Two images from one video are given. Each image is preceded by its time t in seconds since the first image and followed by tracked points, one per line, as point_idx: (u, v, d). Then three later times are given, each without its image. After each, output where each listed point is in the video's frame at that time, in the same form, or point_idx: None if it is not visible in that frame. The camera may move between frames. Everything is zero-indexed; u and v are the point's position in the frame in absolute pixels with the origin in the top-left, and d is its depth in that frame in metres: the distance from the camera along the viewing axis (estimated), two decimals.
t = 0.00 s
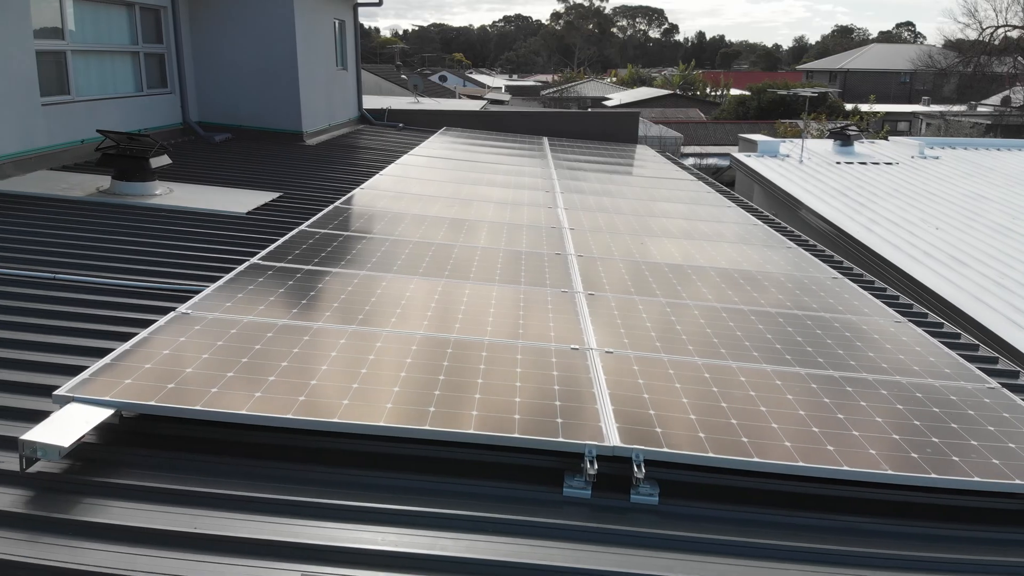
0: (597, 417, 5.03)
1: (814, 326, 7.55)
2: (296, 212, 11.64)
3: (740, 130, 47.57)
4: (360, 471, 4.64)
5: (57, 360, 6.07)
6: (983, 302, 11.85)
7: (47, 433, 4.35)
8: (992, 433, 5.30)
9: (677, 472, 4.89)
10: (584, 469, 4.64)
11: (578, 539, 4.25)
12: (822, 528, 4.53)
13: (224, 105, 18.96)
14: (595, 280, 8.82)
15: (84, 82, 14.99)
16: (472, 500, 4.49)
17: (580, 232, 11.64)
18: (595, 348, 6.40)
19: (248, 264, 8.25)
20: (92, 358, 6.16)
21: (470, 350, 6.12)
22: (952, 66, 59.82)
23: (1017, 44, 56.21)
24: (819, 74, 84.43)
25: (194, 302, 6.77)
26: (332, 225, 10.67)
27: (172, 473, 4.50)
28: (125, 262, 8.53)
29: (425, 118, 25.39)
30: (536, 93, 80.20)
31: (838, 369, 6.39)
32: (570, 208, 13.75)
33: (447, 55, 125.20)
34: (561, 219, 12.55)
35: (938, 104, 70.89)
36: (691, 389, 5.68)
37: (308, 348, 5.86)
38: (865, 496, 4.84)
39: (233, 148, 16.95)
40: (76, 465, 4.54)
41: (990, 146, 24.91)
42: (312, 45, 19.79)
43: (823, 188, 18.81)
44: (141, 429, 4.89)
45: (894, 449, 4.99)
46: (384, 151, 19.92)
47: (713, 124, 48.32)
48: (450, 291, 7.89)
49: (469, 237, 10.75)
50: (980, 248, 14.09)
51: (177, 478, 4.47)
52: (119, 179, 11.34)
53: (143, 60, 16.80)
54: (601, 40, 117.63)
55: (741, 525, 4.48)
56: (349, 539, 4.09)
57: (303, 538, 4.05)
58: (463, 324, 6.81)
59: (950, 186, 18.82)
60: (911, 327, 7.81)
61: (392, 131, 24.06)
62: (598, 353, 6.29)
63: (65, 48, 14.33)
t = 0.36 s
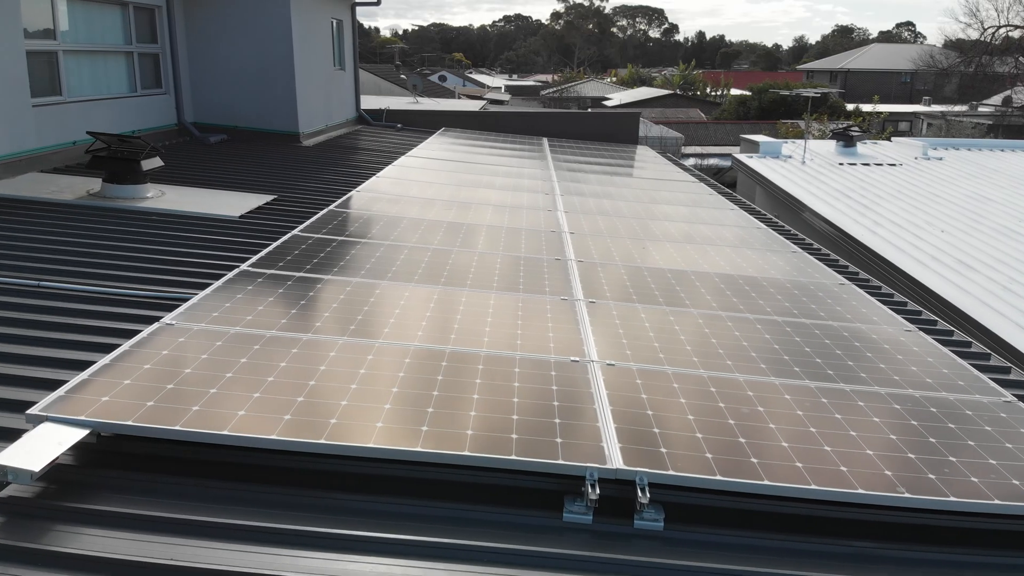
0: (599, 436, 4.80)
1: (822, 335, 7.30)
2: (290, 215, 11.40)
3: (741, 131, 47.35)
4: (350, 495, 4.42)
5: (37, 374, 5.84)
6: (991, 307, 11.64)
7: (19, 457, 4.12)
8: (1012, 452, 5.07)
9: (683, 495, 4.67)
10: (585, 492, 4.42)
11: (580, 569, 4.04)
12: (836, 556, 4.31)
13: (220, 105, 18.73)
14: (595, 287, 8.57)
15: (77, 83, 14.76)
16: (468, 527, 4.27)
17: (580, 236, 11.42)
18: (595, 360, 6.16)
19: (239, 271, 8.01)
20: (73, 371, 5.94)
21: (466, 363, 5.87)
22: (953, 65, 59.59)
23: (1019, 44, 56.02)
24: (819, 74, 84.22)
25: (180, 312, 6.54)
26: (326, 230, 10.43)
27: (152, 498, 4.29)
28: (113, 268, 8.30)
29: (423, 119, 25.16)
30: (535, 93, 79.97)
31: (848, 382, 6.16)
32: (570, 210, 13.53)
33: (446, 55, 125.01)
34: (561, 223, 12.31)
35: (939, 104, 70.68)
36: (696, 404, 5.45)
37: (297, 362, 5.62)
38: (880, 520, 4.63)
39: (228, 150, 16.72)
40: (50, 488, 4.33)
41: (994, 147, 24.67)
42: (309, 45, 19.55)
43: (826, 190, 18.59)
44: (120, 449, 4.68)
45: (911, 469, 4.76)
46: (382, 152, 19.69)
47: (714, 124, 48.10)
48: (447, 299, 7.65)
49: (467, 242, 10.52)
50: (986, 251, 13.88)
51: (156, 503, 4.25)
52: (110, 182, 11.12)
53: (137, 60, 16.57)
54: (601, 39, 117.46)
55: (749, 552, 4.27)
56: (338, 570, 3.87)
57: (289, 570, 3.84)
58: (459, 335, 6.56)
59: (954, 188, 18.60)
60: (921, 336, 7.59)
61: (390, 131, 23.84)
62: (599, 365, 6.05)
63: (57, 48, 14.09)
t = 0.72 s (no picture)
0: (598, 455, 4.58)
1: (827, 345, 7.09)
2: (282, 217, 11.16)
3: (741, 131, 47.11)
4: (338, 520, 4.21)
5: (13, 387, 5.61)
6: (998, 312, 11.41)
7: None
8: None
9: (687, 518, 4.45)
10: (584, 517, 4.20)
11: None
12: None
13: (215, 106, 18.49)
14: (595, 293, 8.34)
15: (68, 83, 14.52)
16: (460, 554, 4.06)
17: (579, 239, 11.19)
18: (595, 371, 5.94)
19: (226, 278, 7.80)
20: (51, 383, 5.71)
21: (461, 375, 5.66)
22: (954, 65, 59.41)
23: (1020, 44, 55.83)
24: (819, 74, 83.98)
25: (162, 322, 6.32)
26: (320, 233, 10.21)
27: (126, 524, 4.07)
28: (98, 273, 8.06)
29: (421, 119, 24.92)
30: (535, 92, 79.70)
31: (856, 395, 5.95)
32: (570, 213, 13.30)
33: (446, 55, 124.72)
34: (560, 227, 12.09)
35: (940, 104, 70.48)
36: (700, 419, 5.22)
37: (283, 376, 5.40)
38: (894, 544, 4.41)
39: (223, 150, 16.48)
40: (20, 512, 4.13)
41: (997, 147, 24.46)
42: (305, 44, 19.31)
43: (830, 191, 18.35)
44: (95, 469, 4.47)
45: (926, 490, 4.55)
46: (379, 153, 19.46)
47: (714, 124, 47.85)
48: (442, 307, 7.43)
49: (464, 246, 10.30)
50: (992, 254, 13.66)
51: (131, 530, 4.04)
52: (99, 185, 10.89)
53: (130, 60, 16.33)
54: (601, 39, 117.20)
55: None
56: None
57: None
58: (453, 345, 6.34)
59: (958, 189, 18.38)
60: (930, 345, 7.37)
61: (388, 132, 23.60)
62: (599, 377, 5.83)
63: (48, 48, 13.85)
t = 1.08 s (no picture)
0: (596, 477, 4.39)
1: (831, 355, 6.89)
2: (275, 220, 10.95)
3: (742, 131, 46.87)
4: (323, 549, 4.02)
5: None
6: (1005, 317, 11.18)
7: None
8: None
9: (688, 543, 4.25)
10: (581, 544, 3.99)
11: None
12: None
13: (210, 106, 18.27)
14: (594, 300, 8.12)
15: (59, 83, 14.28)
16: None
17: (577, 243, 10.96)
18: (593, 384, 5.73)
19: (212, 285, 7.61)
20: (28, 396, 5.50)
21: (452, 390, 5.46)
22: (954, 65, 59.21)
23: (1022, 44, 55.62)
24: (820, 74, 83.76)
25: (143, 333, 6.16)
26: (313, 237, 10.00)
27: (98, 552, 3.89)
28: (82, 278, 7.85)
29: (420, 119, 24.69)
30: (535, 92, 79.45)
31: (864, 408, 5.75)
32: (568, 216, 13.08)
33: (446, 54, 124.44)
34: (559, 230, 11.86)
35: (941, 104, 70.25)
36: (702, 435, 5.02)
37: (267, 392, 5.23)
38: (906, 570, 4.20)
39: (217, 151, 16.26)
40: None
41: (1000, 148, 24.22)
42: (301, 43, 19.08)
43: (832, 193, 18.13)
44: (66, 491, 4.29)
45: (940, 513, 4.35)
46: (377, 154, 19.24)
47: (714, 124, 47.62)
48: (435, 315, 7.22)
49: (460, 250, 10.07)
50: (997, 257, 13.44)
51: (104, 559, 3.85)
52: (87, 186, 10.66)
53: (123, 59, 16.09)
54: (601, 39, 116.92)
55: None
56: None
57: None
58: (446, 356, 6.13)
59: (963, 191, 18.15)
60: (939, 355, 7.16)
61: (385, 132, 23.39)
62: (597, 390, 5.63)
63: (38, 47, 13.63)
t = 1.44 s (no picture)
0: (600, 499, 4.25)
1: (835, 364, 6.70)
2: (269, 221, 10.75)
3: (742, 131, 46.62)
4: None
5: None
6: (1014, 321, 10.97)
7: None
8: None
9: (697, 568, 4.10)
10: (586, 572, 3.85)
11: None
12: None
13: (205, 106, 18.05)
14: (594, 305, 7.91)
15: (52, 83, 14.05)
16: None
17: (577, 246, 10.73)
18: (593, 396, 5.57)
19: (199, 291, 7.41)
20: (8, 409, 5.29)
21: (445, 403, 5.28)
22: (955, 65, 59.00)
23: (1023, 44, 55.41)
24: (820, 74, 83.50)
25: (125, 342, 5.97)
26: (307, 239, 9.81)
27: None
28: (69, 283, 7.63)
29: (418, 119, 24.45)
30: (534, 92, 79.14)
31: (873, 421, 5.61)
32: (568, 218, 12.86)
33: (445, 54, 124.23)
34: (559, 232, 11.63)
35: (942, 104, 70.02)
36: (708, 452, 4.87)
37: (253, 406, 5.06)
38: None
39: (213, 151, 16.07)
40: None
41: (1003, 148, 24.02)
42: (298, 43, 18.86)
43: (834, 194, 17.94)
44: (42, 514, 4.12)
45: (959, 535, 4.22)
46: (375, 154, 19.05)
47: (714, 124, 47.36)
48: (430, 322, 7.02)
49: (458, 253, 9.85)
50: (1004, 260, 13.24)
51: None
52: (78, 188, 10.44)
53: (117, 59, 15.85)
54: (601, 38, 116.58)
55: None
56: None
57: None
58: (439, 366, 5.95)
59: (967, 192, 17.96)
60: (949, 362, 6.96)
61: (384, 132, 23.18)
62: (598, 402, 5.45)
63: (30, 46, 13.40)
